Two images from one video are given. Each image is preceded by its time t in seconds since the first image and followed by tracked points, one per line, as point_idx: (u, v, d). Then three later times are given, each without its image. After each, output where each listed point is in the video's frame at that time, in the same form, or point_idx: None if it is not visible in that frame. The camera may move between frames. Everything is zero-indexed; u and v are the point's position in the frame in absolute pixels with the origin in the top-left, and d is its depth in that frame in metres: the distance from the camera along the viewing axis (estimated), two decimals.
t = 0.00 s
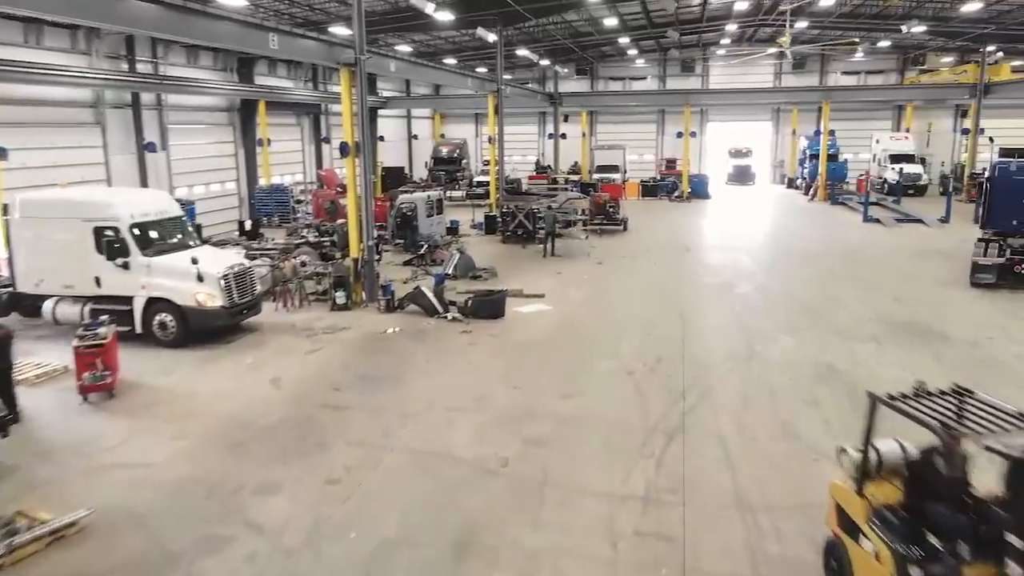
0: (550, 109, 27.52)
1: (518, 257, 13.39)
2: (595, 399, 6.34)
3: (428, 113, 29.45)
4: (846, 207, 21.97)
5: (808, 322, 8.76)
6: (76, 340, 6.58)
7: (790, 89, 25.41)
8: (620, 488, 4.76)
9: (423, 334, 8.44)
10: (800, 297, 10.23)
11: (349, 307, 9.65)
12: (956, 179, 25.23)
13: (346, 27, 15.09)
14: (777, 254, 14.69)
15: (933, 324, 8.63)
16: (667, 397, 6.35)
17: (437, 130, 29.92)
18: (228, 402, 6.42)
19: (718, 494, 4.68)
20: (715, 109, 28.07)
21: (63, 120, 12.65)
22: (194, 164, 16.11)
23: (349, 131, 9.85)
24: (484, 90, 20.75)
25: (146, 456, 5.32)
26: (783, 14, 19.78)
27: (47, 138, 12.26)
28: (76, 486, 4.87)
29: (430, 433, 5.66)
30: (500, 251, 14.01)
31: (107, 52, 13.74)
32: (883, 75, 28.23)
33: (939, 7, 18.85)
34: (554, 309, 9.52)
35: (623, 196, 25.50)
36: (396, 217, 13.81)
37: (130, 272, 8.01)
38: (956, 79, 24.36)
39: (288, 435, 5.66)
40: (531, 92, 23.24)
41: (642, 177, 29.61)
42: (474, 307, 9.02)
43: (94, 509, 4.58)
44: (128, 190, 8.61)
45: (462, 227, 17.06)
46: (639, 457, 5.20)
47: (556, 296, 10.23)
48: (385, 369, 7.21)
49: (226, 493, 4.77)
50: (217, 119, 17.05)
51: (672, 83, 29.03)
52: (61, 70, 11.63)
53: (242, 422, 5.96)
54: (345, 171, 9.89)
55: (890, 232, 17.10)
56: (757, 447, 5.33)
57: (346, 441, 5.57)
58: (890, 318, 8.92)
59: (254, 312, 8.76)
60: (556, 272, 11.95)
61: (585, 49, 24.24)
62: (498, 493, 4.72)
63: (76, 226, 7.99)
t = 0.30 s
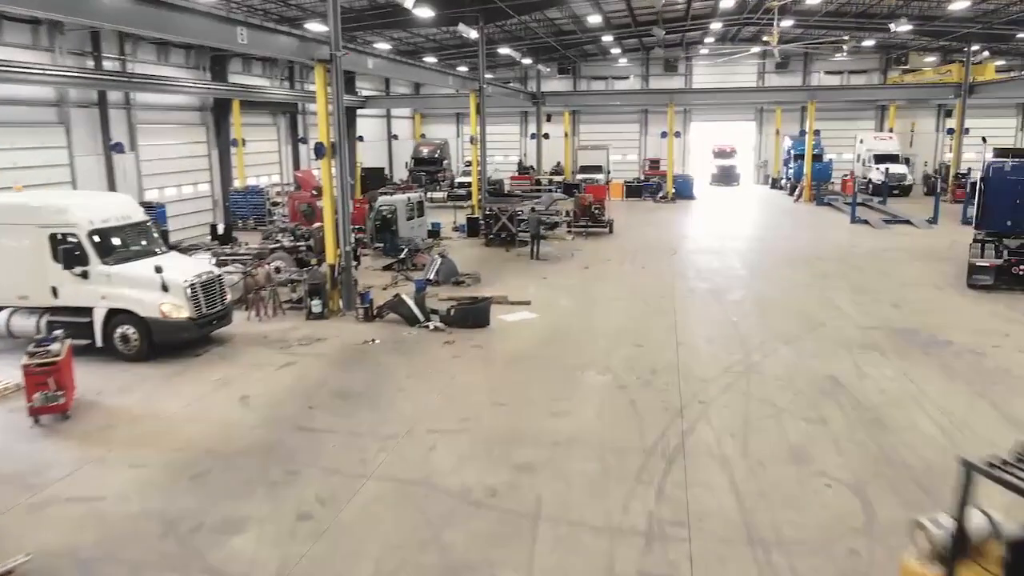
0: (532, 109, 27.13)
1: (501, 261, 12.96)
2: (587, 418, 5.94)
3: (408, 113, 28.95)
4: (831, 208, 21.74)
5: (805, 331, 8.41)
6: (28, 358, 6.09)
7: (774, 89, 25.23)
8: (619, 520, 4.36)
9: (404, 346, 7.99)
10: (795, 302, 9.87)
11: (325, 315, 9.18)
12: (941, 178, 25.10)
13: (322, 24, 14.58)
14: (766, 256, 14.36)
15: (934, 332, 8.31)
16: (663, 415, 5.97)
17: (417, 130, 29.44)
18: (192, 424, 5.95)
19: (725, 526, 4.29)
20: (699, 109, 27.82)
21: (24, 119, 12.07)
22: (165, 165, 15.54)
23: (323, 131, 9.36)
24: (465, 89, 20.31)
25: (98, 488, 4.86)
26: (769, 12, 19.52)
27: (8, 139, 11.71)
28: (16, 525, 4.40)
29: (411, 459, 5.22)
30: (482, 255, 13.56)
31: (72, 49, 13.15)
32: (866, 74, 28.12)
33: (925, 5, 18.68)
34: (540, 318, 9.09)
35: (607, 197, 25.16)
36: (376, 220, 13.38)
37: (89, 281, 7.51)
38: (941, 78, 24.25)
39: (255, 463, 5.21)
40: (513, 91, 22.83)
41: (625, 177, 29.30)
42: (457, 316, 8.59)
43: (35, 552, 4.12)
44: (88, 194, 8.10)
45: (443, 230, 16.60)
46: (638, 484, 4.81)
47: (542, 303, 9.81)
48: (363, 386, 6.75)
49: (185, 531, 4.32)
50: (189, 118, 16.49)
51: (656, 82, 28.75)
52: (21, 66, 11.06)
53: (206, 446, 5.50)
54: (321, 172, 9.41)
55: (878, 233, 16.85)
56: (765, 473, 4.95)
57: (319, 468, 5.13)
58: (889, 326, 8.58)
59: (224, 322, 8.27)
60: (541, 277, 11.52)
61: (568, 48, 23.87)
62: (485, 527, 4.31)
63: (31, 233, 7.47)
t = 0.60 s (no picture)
0: (518, 108, 26.74)
1: (487, 266, 12.53)
2: (584, 440, 5.53)
3: (391, 113, 28.48)
4: (821, 209, 21.49)
5: (807, 340, 8.05)
6: None
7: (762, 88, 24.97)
8: (624, 561, 3.96)
9: (386, 359, 7.54)
10: (793, 308, 9.52)
11: (303, 325, 8.73)
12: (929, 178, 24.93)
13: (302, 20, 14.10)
14: (759, 259, 14.03)
15: (941, 340, 7.99)
16: (666, 436, 5.58)
17: (400, 130, 28.97)
18: (155, 450, 5.48)
19: (740, 567, 3.90)
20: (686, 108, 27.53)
21: None
22: (139, 166, 15.00)
23: (301, 131, 8.87)
24: (450, 88, 19.86)
25: (47, 526, 4.39)
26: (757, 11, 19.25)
27: None
28: None
29: (394, 489, 4.79)
30: (468, 259, 13.13)
31: (38, 45, 12.58)
32: (853, 74, 27.94)
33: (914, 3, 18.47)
34: (530, 327, 8.68)
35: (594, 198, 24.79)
36: (357, 224, 12.90)
37: (48, 292, 7.02)
38: (929, 78, 24.10)
39: (222, 495, 4.75)
40: (498, 90, 22.43)
41: (612, 178, 28.96)
42: (443, 326, 8.16)
43: None
44: (50, 197, 7.59)
45: (427, 233, 16.15)
46: (643, 517, 4.40)
47: (530, 311, 9.40)
48: (342, 404, 6.30)
49: None
50: (164, 118, 15.96)
51: (642, 82, 28.43)
52: None
53: (170, 475, 5.04)
54: (298, 174, 8.95)
55: (870, 234, 16.59)
56: (779, 503, 4.57)
57: (294, 500, 4.68)
58: (893, 334, 8.24)
59: (195, 334, 7.80)
60: (530, 283, 11.11)
61: (554, 46, 23.49)
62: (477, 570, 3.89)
63: None
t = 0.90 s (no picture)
0: (499, 108, 26.36)
1: (469, 270, 12.07)
2: (577, 464, 5.13)
3: (370, 112, 27.96)
4: (806, 210, 21.26)
5: (806, 349, 7.69)
6: None
7: (745, 88, 24.72)
8: None
9: (363, 373, 7.09)
10: (788, 314, 9.17)
11: (276, 337, 8.25)
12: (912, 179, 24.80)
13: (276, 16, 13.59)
14: (748, 260, 13.69)
15: (943, 348, 7.68)
16: (665, 458, 5.20)
17: (379, 130, 28.46)
18: (108, 480, 5.00)
19: None
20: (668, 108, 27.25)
21: None
22: (105, 168, 14.42)
23: (272, 131, 8.36)
24: (429, 87, 19.39)
25: None
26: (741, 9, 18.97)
27: None
28: None
29: (370, 524, 4.36)
30: (449, 263, 12.67)
31: None
32: (835, 74, 27.80)
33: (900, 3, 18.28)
34: (516, 336, 8.24)
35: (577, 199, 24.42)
36: (334, 228, 12.47)
37: None
38: (913, 77, 23.95)
39: (180, 534, 4.29)
40: (479, 89, 21.98)
41: (594, 178, 28.61)
42: (424, 337, 7.72)
43: None
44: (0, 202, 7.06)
45: (406, 235, 15.67)
46: (646, 555, 4.00)
47: (515, 319, 8.98)
48: (316, 425, 5.84)
49: None
50: (133, 118, 15.38)
51: (624, 82, 28.11)
52: None
53: (123, 510, 4.58)
54: (269, 177, 8.48)
55: (858, 235, 16.34)
56: (793, 537, 4.18)
57: (260, 539, 4.23)
58: (894, 342, 7.90)
59: (159, 348, 7.30)
60: (514, 288, 10.68)
61: (536, 45, 23.07)
62: None
63: None
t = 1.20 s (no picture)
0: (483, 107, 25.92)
1: (453, 275, 11.62)
2: (576, 493, 4.71)
3: (351, 112, 27.46)
4: (794, 211, 20.99)
5: (809, 360, 7.32)
6: None
7: (732, 87, 24.43)
8: None
9: (342, 390, 6.64)
10: (787, 322, 8.80)
11: (250, 349, 7.77)
12: (899, 179, 24.61)
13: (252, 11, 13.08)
14: (740, 263, 13.34)
15: (952, 359, 7.35)
16: (670, 485, 4.80)
17: (360, 130, 27.97)
18: (59, 516, 4.53)
19: None
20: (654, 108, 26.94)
21: None
22: (74, 169, 13.85)
23: (245, 131, 7.85)
24: (412, 86, 18.90)
25: None
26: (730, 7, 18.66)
27: None
28: None
29: (349, 568, 3.92)
30: (432, 268, 12.21)
31: None
32: (821, 73, 27.58)
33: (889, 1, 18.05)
34: (504, 347, 7.82)
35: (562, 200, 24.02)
36: (313, 231, 12.01)
37: None
38: (901, 77, 23.73)
39: None
40: (463, 88, 21.51)
41: (580, 178, 28.23)
42: (407, 350, 7.28)
43: None
44: None
45: (389, 239, 15.19)
46: None
47: (503, 328, 8.56)
48: (290, 450, 5.39)
49: None
50: (103, 117, 14.82)
51: (609, 81, 27.77)
52: None
53: (73, 553, 4.11)
54: (242, 179, 7.97)
55: (849, 236, 16.05)
56: None
57: None
58: (899, 352, 7.55)
59: (123, 363, 6.82)
60: (500, 295, 10.25)
61: (520, 43, 22.65)
62: None
63: None
